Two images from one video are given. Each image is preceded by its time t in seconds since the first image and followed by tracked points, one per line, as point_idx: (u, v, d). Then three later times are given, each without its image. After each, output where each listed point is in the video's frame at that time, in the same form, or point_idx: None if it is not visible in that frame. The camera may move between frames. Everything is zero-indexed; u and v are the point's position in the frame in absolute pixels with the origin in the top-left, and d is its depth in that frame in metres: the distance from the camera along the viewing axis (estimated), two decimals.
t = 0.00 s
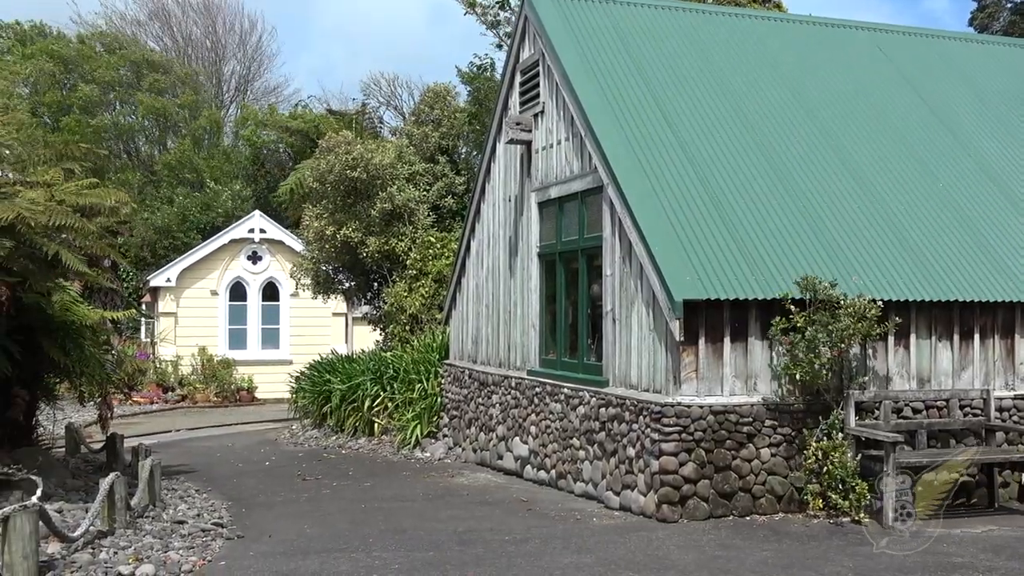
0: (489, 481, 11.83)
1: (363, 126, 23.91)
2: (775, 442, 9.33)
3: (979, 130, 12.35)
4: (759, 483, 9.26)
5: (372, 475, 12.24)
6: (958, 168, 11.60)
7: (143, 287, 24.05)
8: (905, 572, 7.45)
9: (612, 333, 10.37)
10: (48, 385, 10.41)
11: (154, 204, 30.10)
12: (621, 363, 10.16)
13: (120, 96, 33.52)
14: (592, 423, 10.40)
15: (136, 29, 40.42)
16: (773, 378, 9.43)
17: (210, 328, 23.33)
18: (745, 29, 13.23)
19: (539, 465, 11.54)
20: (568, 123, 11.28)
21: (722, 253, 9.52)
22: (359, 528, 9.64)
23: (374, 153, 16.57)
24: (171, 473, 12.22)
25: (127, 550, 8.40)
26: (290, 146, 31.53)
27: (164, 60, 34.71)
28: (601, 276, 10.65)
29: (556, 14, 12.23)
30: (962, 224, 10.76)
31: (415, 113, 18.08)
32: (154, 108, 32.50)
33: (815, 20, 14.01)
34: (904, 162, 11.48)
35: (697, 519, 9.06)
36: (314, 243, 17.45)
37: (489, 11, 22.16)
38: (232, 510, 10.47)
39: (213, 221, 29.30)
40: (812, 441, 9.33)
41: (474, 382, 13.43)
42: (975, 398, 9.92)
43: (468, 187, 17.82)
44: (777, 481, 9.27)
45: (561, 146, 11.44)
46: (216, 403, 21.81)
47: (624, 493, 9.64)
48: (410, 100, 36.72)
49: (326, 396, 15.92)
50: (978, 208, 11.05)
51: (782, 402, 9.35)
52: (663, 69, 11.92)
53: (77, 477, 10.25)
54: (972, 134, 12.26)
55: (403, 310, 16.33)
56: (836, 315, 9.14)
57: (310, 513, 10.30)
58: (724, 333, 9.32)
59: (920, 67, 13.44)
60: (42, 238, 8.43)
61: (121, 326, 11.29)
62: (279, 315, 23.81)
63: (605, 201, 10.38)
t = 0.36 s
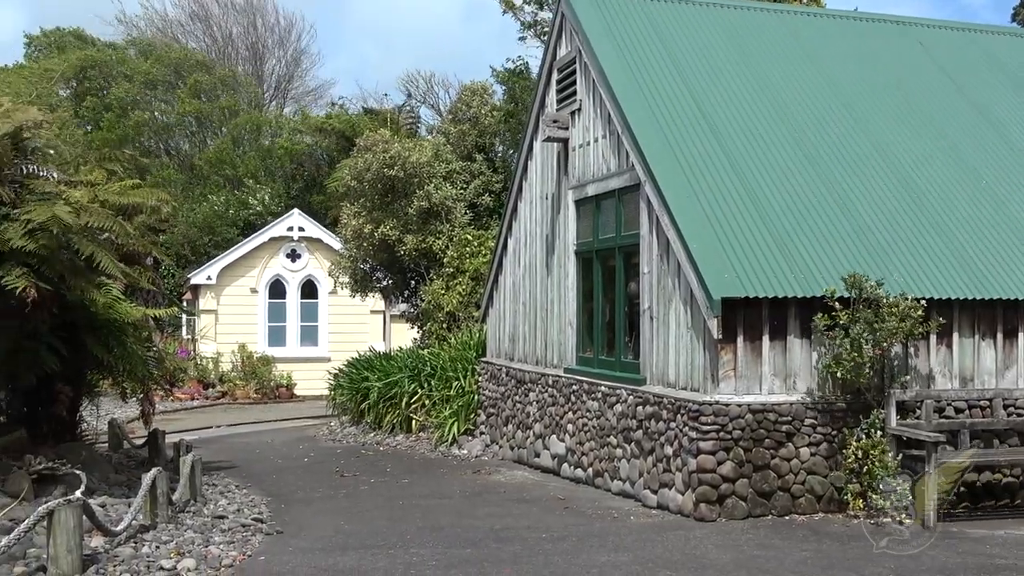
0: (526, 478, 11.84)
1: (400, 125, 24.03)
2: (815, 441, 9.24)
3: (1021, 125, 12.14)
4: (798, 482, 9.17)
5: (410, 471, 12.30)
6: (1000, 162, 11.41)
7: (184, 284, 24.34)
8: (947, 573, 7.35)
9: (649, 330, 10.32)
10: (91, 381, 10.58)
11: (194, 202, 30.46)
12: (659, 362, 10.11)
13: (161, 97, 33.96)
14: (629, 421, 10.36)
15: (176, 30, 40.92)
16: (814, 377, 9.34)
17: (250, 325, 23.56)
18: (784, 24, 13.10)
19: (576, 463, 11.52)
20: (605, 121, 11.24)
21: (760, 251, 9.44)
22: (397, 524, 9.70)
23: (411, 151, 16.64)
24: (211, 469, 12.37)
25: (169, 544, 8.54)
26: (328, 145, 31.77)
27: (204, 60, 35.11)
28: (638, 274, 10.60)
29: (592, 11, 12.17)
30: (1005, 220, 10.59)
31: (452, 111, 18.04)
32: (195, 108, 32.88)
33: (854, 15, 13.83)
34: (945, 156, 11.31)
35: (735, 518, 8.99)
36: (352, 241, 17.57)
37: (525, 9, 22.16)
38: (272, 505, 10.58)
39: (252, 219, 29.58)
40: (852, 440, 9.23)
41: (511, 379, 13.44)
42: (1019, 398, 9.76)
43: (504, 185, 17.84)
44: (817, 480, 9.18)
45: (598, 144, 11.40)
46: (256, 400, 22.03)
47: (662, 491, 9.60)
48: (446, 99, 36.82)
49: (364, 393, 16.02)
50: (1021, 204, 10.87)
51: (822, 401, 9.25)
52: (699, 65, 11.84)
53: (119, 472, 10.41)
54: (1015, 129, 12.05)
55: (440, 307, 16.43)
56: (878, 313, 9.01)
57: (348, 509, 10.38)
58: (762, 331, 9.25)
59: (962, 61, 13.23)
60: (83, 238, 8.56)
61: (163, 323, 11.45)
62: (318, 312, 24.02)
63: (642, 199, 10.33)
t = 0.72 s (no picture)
0: (566, 473, 11.83)
1: (440, 120, 24.07)
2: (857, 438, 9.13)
3: None
4: (840, 479, 9.07)
5: (450, 466, 12.34)
6: None
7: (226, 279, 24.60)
8: (993, 572, 7.22)
9: (689, 326, 10.26)
10: (136, 374, 10.74)
11: (237, 198, 30.79)
12: (699, 357, 10.05)
13: (205, 94, 34.35)
14: (669, 416, 10.31)
15: (219, 28, 41.34)
16: (856, 373, 9.23)
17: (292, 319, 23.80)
18: (825, 15, 12.93)
19: (615, 458, 11.49)
20: (645, 115, 11.16)
21: (802, 244, 9.34)
22: (437, 518, 9.75)
23: (450, 146, 16.68)
24: (253, 462, 12.51)
25: (212, 536, 8.67)
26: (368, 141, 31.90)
27: (246, 58, 35.44)
28: (678, 269, 10.54)
29: (632, 5, 12.09)
30: None
31: (491, 106, 18.01)
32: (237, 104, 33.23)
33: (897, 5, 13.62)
34: (991, 147, 11.13)
35: (776, 514, 8.92)
36: (392, 236, 17.65)
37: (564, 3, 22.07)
38: (313, 498, 10.68)
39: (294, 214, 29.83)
40: (896, 437, 9.10)
41: (550, 374, 13.43)
42: None
43: (544, 180, 17.80)
44: (860, 477, 9.06)
45: (637, 138, 11.34)
46: (298, 393, 22.23)
47: (702, 487, 9.54)
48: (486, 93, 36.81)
49: (404, 387, 16.10)
50: None
51: (865, 397, 9.13)
52: (739, 57, 11.72)
53: (164, 465, 10.58)
54: None
55: (479, 302, 16.47)
56: (922, 307, 8.90)
57: (388, 502, 10.45)
58: (804, 326, 9.16)
59: (1008, 51, 13.00)
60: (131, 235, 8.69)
61: (206, 317, 11.60)
62: (358, 307, 24.20)
63: (682, 193, 10.27)
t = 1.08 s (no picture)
0: (604, 466, 11.82)
1: (477, 113, 24.07)
2: (899, 431, 9.03)
3: None
4: (882, 472, 8.95)
5: (488, 458, 12.38)
6: None
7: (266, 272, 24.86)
8: None
9: (728, 318, 10.18)
10: (179, 366, 10.89)
11: (277, 192, 31.06)
12: (738, 350, 9.97)
13: (245, 88, 34.67)
14: (708, 409, 10.25)
15: (259, 22, 41.66)
16: (898, 365, 9.10)
17: (331, 312, 23.99)
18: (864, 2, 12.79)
19: (654, 451, 11.44)
20: (683, 106, 11.08)
21: (842, 233, 9.26)
22: (475, 510, 9.79)
23: (488, 139, 16.69)
24: (294, 453, 12.65)
25: (254, 526, 8.80)
26: (406, 134, 32.01)
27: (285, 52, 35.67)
28: (717, 261, 10.46)
29: None
30: None
31: (529, 98, 17.97)
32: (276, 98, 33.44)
33: None
34: None
35: (817, 508, 8.83)
36: (430, 229, 17.70)
37: None
38: (353, 490, 10.77)
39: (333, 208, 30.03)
40: (939, 430, 9.00)
41: (588, 366, 13.40)
42: None
43: (582, 172, 17.74)
44: (902, 471, 8.95)
45: (676, 129, 11.26)
46: (337, 385, 22.41)
47: (741, 481, 9.48)
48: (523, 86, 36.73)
49: (442, 379, 16.18)
50: None
51: (907, 390, 9.04)
52: (779, 47, 11.59)
53: (206, 456, 10.73)
54: None
55: (517, 294, 16.50)
56: (967, 299, 8.80)
57: (427, 494, 10.51)
58: (844, 318, 9.05)
59: None
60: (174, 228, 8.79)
61: (247, 310, 11.72)
62: (397, 299, 24.35)
63: (721, 184, 10.18)
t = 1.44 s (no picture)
0: (640, 459, 11.79)
1: (513, 105, 24.06)
2: (939, 425, 8.92)
3: None
4: (921, 467, 8.87)
5: (524, 450, 12.40)
6: None
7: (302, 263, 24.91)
8: None
9: (766, 311, 10.11)
10: (218, 356, 11.02)
11: (314, 184, 31.28)
12: (775, 342, 9.91)
13: (282, 81, 34.90)
14: (745, 402, 10.18)
15: (296, 16, 41.93)
16: (938, 358, 9.01)
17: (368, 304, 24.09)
18: None
19: (690, 444, 11.40)
20: (721, 97, 11.00)
21: (879, 221, 9.20)
22: (511, 501, 9.82)
23: (524, 131, 16.70)
24: (331, 444, 12.76)
25: (292, 516, 8.91)
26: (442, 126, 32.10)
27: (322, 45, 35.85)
28: (754, 254, 10.38)
29: None
30: None
31: (565, 90, 17.94)
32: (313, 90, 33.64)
33: None
34: None
35: (855, 503, 8.75)
36: (466, 221, 17.75)
37: None
38: (389, 481, 10.85)
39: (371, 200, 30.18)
40: (980, 425, 8.82)
41: (624, 358, 13.36)
42: None
43: (618, 164, 17.68)
44: (941, 465, 8.85)
45: (713, 120, 11.18)
46: (374, 376, 22.54)
47: (779, 474, 9.40)
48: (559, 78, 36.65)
49: (478, 371, 16.24)
50: None
51: (947, 384, 8.92)
52: (816, 35, 11.52)
53: (245, 446, 10.86)
54: None
55: (553, 286, 16.48)
56: (1008, 293, 8.60)
57: (463, 486, 10.56)
58: (884, 312, 8.99)
59: None
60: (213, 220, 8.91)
61: (284, 301, 11.84)
62: (432, 291, 24.49)
63: (759, 175, 10.10)
